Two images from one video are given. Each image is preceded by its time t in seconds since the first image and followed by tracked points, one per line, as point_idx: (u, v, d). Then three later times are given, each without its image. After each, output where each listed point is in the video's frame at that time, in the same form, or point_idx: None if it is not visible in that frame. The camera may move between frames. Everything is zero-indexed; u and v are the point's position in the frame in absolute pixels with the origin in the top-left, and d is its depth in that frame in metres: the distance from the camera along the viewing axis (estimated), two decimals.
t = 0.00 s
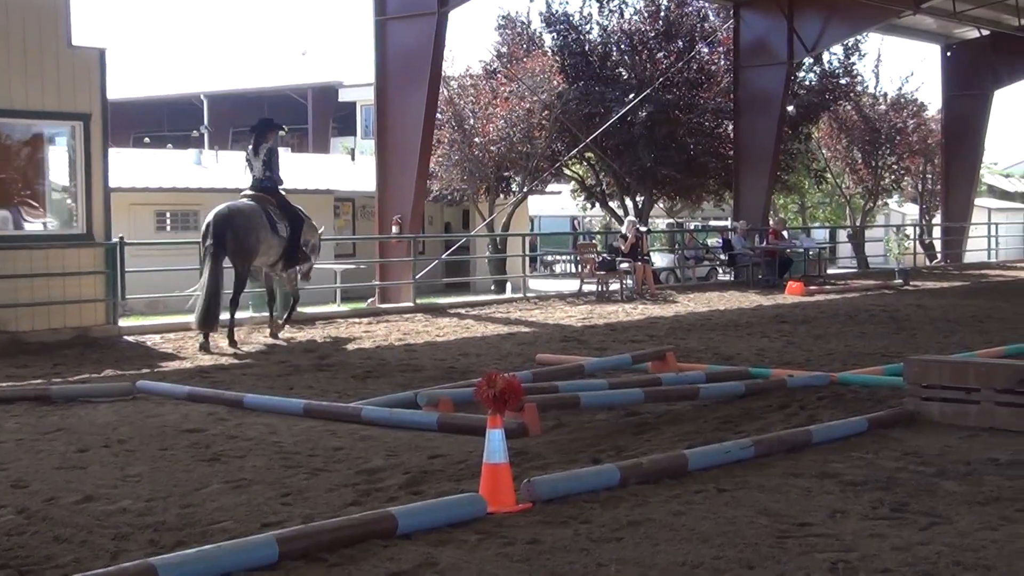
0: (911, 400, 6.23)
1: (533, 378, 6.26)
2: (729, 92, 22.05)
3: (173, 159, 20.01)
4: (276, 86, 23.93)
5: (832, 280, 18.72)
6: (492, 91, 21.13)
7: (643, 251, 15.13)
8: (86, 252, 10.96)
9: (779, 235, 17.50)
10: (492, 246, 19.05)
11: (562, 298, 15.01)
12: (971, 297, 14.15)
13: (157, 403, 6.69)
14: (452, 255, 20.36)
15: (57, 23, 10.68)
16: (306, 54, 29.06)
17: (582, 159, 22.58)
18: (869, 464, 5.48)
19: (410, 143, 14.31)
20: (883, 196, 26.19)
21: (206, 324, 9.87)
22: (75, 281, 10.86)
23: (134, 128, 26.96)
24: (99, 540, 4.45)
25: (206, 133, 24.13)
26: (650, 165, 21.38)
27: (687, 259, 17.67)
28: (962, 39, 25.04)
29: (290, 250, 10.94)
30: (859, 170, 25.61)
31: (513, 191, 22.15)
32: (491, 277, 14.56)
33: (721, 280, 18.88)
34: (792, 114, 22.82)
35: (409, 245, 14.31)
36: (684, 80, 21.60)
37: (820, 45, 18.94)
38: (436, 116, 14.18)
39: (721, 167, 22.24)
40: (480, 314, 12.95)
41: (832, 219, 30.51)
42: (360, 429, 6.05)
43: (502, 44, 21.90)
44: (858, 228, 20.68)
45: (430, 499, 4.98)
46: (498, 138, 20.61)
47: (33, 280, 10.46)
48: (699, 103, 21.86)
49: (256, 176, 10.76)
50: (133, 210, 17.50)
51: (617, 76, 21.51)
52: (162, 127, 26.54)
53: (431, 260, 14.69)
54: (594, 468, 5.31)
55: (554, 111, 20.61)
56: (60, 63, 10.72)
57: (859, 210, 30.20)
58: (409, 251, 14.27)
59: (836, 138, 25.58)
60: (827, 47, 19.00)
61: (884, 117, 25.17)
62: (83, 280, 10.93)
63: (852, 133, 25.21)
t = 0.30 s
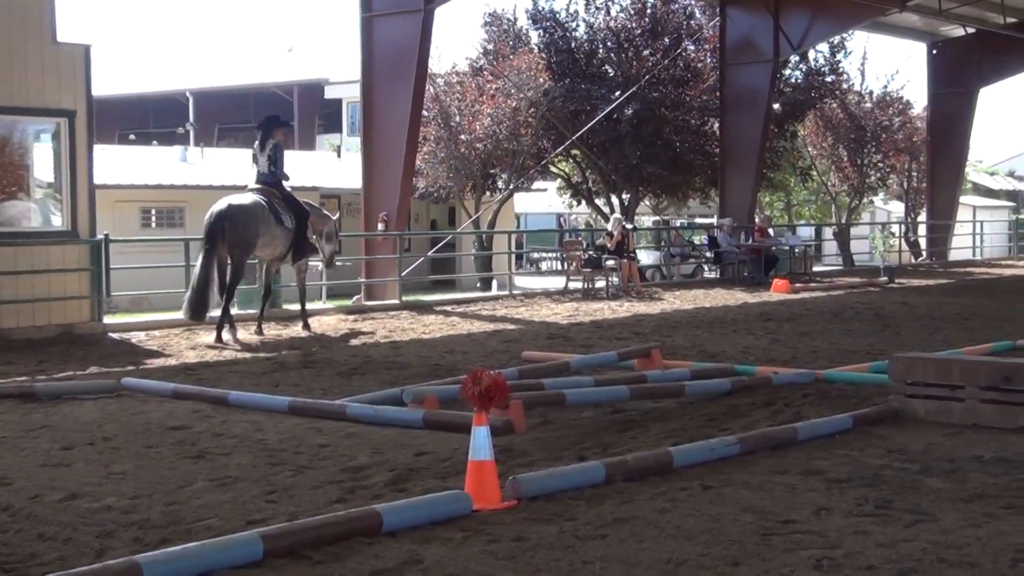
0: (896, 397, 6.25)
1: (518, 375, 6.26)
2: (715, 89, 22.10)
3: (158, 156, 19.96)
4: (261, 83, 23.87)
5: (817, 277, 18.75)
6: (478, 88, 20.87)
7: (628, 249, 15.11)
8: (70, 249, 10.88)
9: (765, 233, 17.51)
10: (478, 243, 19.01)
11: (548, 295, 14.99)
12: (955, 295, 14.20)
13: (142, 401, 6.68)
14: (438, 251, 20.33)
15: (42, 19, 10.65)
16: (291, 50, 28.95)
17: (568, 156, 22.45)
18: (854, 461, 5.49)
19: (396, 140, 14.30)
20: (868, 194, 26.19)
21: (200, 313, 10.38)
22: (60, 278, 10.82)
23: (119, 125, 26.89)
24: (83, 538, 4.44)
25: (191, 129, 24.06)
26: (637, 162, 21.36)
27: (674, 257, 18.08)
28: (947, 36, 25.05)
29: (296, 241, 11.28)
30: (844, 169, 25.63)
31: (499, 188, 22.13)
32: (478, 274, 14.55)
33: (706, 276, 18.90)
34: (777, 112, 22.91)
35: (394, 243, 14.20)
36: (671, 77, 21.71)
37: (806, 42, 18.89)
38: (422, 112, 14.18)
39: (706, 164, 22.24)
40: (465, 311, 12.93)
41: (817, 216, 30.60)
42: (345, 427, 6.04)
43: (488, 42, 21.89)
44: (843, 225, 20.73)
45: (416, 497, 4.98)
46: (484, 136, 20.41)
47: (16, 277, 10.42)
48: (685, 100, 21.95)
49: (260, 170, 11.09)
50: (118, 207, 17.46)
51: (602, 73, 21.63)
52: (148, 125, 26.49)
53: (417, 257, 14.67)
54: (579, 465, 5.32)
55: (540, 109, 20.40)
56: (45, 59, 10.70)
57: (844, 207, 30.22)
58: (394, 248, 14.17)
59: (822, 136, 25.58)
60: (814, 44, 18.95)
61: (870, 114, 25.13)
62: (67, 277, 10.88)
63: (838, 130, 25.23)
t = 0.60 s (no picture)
0: (880, 391, 6.26)
1: (503, 370, 6.26)
2: (699, 85, 22.08)
3: (143, 152, 19.93)
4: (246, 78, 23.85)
5: (801, 273, 18.80)
6: (463, 84, 21.27)
7: (614, 244, 15.10)
8: (54, 245, 10.88)
9: (749, 228, 17.55)
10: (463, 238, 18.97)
11: (533, 290, 15.00)
12: (938, 290, 14.26)
13: (126, 397, 6.67)
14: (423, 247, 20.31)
15: (24, 14, 10.61)
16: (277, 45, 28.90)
17: (553, 152, 22.42)
18: (838, 456, 5.51)
19: (381, 136, 14.30)
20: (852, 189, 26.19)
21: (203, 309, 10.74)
22: (44, 274, 10.82)
23: (104, 121, 26.84)
24: (66, 534, 4.43)
25: (175, 124, 24.02)
26: (621, 158, 21.29)
27: (659, 252, 17.95)
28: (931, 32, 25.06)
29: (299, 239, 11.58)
30: (828, 164, 25.66)
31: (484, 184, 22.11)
32: (463, 269, 14.53)
33: (691, 272, 18.94)
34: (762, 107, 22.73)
35: (379, 239, 14.35)
36: (655, 73, 21.53)
37: (790, 37, 19.10)
38: (407, 107, 14.20)
39: (691, 159, 22.24)
40: (450, 306, 12.94)
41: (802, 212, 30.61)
42: (329, 422, 6.04)
43: (473, 38, 22.12)
44: (828, 221, 20.80)
45: (401, 493, 4.98)
46: (469, 131, 20.65)
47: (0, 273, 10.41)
48: (669, 96, 21.77)
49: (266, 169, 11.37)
50: (102, 203, 17.44)
51: (587, 69, 21.40)
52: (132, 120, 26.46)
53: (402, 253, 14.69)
54: (565, 460, 5.32)
55: (524, 104, 20.52)
56: (28, 55, 10.66)
57: (828, 203, 30.26)
58: (380, 245, 14.32)
59: (806, 132, 25.61)
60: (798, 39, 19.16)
61: (854, 111, 25.20)
62: (51, 273, 10.87)
63: (823, 126, 25.19)
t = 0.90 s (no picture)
0: (861, 387, 6.26)
1: (485, 366, 6.25)
2: (681, 81, 21.99)
3: (123, 148, 19.85)
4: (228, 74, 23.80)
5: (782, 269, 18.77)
6: (444, 79, 21.04)
7: (595, 240, 15.12)
8: (34, 241, 10.88)
9: (731, 224, 17.53)
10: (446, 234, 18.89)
11: (515, 287, 14.99)
12: (918, 285, 14.30)
13: (107, 393, 6.66)
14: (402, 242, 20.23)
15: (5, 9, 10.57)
16: (257, 41, 28.77)
17: (534, 148, 22.58)
18: (818, 452, 5.51)
19: (362, 131, 14.26)
20: (833, 186, 26.11)
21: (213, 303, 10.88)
22: (24, 270, 10.80)
23: (84, 116, 26.74)
24: (47, 531, 4.42)
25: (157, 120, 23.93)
26: (603, 154, 21.38)
27: (641, 248, 17.76)
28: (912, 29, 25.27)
29: (307, 233, 11.75)
30: (810, 160, 25.58)
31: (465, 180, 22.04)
32: (445, 265, 14.52)
33: (673, 268, 18.92)
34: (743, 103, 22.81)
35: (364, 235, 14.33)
36: (637, 69, 21.51)
37: (772, 33, 19.01)
38: (389, 103, 14.14)
39: (672, 156, 22.22)
40: (432, 302, 12.94)
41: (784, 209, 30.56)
42: (310, 418, 6.03)
43: (454, 33, 22.09)
44: (809, 217, 20.84)
45: (382, 489, 4.97)
46: (450, 127, 20.41)
47: None
48: (650, 92, 21.82)
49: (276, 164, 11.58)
50: (83, 199, 17.38)
51: (569, 65, 21.57)
52: (112, 116, 26.38)
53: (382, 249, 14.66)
54: (546, 457, 5.32)
55: (507, 100, 20.43)
56: (9, 50, 10.61)
57: (809, 199, 30.24)
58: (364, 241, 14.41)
59: (788, 128, 25.57)
60: (780, 35, 19.07)
61: (835, 107, 25.18)
62: (31, 268, 10.86)
63: (803, 122, 25.21)
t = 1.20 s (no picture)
0: (837, 385, 6.28)
1: (462, 363, 6.25)
2: (658, 79, 21.99)
3: (99, 144, 19.77)
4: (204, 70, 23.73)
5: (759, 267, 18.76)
6: (422, 77, 21.20)
7: (572, 238, 15.17)
8: (10, 237, 10.86)
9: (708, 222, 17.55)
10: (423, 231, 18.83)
11: (492, 284, 14.97)
12: (891, 283, 14.35)
13: (82, 390, 6.64)
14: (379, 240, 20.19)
15: None
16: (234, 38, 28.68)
17: (512, 145, 22.44)
18: (794, 449, 5.53)
19: (339, 130, 14.23)
20: (809, 184, 26.12)
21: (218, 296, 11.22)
22: None
23: (59, 112, 26.61)
24: (21, 529, 4.39)
25: (134, 117, 23.82)
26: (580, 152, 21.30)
27: (618, 245, 17.86)
28: (889, 28, 25.32)
29: (309, 226, 12.06)
30: (787, 158, 25.53)
31: (442, 177, 22.00)
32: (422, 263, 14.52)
33: (650, 266, 18.93)
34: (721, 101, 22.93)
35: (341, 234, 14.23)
36: (614, 67, 21.46)
37: (749, 32, 19.01)
38: (366, 101, 14.11)
39: (650, 155, 22.07)
40: (409, 300, 12.92)
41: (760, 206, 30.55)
42: (287, 416, 6.02)
43: (433, 30, 21.93)
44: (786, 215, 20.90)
45: (359, 487, 4.97)
46: (428, 125, 20.63)
47: None
48: (628, 90, 21.76)
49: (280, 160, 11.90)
50: (59, 195, 17.31)
51: (546, 63, 21.37)
52: (88, 112, 26.26)
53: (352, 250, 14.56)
54: (524, 453, 5.32)
55: (484, 98, 20.51)
56: None
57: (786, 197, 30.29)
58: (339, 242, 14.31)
59: (765, 126, 25.54)
60: (757, 34, 19.08)
61: (812, 105, 25.13)
62: (6, 265, 10.83)
63: (780, 121, 25.24)
